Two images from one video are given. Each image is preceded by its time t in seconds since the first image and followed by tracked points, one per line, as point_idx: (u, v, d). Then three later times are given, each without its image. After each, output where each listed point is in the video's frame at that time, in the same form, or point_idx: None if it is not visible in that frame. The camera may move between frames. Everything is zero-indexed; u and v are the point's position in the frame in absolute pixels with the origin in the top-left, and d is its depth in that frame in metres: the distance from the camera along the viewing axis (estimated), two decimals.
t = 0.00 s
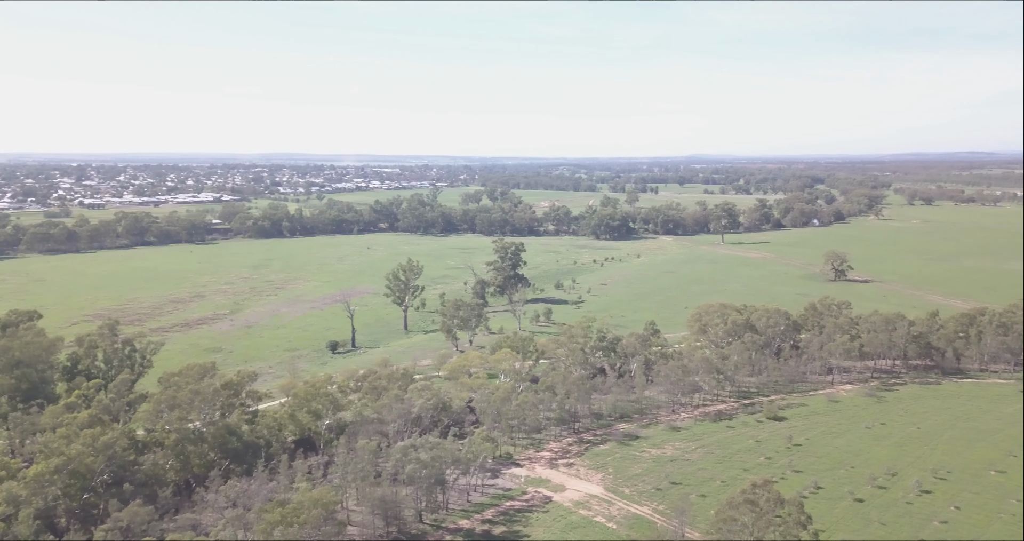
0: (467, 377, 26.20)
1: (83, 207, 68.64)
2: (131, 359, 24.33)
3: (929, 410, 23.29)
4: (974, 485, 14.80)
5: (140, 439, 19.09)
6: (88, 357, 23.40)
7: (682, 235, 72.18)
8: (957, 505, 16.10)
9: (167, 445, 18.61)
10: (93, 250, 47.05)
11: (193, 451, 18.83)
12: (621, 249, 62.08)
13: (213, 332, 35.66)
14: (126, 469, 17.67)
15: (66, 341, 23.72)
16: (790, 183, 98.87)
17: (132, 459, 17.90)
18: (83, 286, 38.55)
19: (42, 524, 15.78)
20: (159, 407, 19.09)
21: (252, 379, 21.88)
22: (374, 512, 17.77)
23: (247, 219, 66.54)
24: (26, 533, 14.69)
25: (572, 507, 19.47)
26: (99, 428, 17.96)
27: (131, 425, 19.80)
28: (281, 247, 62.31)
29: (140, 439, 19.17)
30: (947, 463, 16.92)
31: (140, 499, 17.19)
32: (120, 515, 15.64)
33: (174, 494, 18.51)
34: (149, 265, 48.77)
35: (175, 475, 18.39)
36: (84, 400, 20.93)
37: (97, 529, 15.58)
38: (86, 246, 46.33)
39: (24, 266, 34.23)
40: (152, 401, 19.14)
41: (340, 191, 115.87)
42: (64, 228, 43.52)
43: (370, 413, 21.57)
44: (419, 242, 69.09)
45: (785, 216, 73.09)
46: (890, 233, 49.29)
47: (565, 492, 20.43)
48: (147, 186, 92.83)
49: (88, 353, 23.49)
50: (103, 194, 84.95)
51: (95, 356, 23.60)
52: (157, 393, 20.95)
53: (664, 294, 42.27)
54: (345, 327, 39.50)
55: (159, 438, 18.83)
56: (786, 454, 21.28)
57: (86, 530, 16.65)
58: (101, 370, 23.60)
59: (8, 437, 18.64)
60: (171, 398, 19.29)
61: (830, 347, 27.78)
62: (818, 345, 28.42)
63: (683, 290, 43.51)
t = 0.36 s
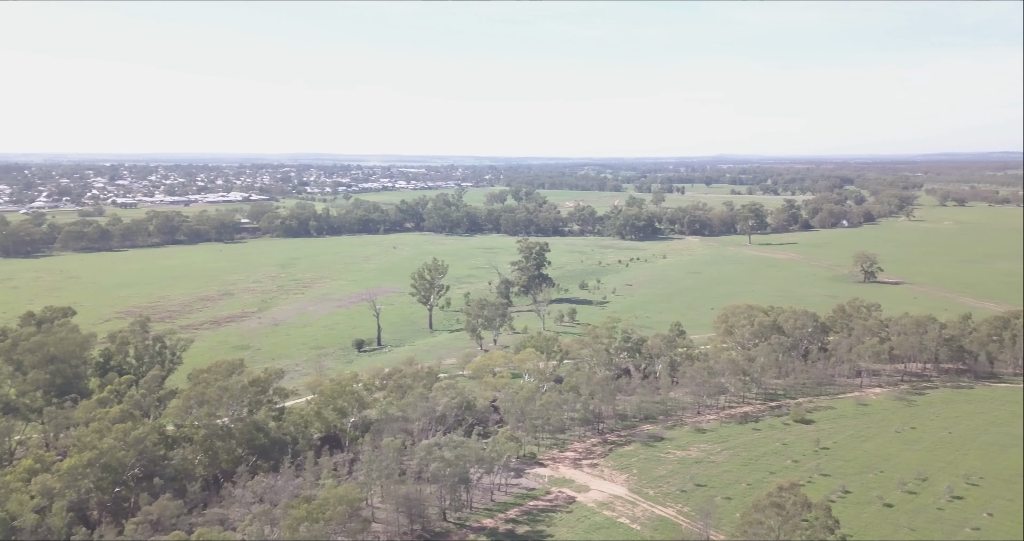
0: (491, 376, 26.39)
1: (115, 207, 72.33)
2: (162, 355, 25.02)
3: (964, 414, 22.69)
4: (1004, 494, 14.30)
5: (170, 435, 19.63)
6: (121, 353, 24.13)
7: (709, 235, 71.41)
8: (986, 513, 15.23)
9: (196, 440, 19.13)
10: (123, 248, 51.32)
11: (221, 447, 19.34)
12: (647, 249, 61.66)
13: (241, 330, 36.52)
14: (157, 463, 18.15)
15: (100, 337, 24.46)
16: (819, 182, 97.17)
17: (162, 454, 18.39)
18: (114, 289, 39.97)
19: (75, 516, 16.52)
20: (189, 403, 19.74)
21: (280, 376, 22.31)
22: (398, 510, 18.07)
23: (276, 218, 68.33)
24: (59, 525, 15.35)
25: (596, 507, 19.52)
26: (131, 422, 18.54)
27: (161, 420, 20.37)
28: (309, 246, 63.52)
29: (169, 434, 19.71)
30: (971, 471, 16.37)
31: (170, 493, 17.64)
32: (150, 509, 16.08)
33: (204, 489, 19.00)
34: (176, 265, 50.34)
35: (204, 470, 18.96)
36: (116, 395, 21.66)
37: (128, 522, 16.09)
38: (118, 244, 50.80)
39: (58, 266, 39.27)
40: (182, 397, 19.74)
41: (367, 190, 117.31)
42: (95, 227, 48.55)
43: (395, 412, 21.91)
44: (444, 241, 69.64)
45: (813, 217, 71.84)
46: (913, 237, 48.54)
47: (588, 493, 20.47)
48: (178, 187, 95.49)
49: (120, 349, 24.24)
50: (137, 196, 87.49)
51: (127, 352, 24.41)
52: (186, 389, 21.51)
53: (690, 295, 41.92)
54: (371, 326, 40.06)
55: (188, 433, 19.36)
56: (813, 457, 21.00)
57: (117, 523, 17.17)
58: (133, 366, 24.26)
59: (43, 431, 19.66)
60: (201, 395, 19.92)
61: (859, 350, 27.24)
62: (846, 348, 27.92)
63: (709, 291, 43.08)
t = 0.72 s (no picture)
0: (516, 375, 26.53)
1: (147, 207, 77.51)
2: (191, 352, 25.74)
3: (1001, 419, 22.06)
4: None
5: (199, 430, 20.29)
6: (152, 349, 24.84)
7: (736, 236, 70.42)
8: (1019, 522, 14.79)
9: (224, 436, 19.68)
10: (158, 247, 56.63)
11: (249, 443, 19.81)
12: (673, 250, 61.09)
13: (269, 328, 37.36)
14: (187, 458, 18.85)
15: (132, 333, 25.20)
16: (849, 181, 95.17)
17: (192, 449, 19.05)
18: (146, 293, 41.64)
19: (108, 509, 17.09)
20: (218, 399, 20.35)
21: (306, 374, 22.71)
22: (423, 508, 18.31)
23: (304, 218, 69.78)
24: (92, 518, 15.97)
25: (620, 509, 19.52)
26: (161, 418, 19.15)
27: (191, 415, 21.00)
28: (336, 246, 64.61)
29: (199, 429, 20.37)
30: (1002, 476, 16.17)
31: (199, 488, 18.29)
32: (180, 503, 16.55)
33: (232, 484, 19.56)
34: (204, 265, 51.98)
35: (232, 465, 19.49)
36: (148, 390, 22.25)
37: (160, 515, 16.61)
38: (150, 242, 56.67)
39: (91, 269, 43.86)
40: (211, 394, 20.34)
41: (393, 190, 118.47)
42: (129, 227, 54.10)
43: (419, 410, 22.24)
44: (469, 241, 70.03)
45: (842, 218, 69.98)
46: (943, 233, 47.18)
47: (613, 494, 20.49)
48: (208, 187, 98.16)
49: (152, 346, 24.95)
50: (170, 197, 90.28)
51: (158, 348, 25.07)
52: (215, 385, 22.06)
53: (716, 297, 41.47)
54: (397, 324, 40.58)
55: (216, 429, 19.89)
56: (842, 461, 20.68)
57: (148, 515, 17.96)
58: (163, 363, 24.83)
59: (77, 425, 20.26)
60: (229, 391, 20.48)
61: (889, 353, 26.68)
62: (876, 351, 27.40)
63: (737, 292, 42.56)
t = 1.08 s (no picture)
0: (545, 375, 26.64)
1: (185, 207, 80.17)
2: (226, 349, 26.42)
3: None
4: None
5: (234, 426, 20.92)
6: (188, 346, 25.71)
7: (769, 237, 69.14)
8: None
9: (258, 432, 20.34)
10: (194, 245, 58.89)
11: (282, 439, 20.43)
12: (705, 251, 60.28)
13: (302, 326, 38.23)
14: (220, 453, 19.43)
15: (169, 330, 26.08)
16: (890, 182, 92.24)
17: (226, 445, 19.66)
18: (182, 292, 43.06)
19: (145, 502, 17.72)
20: (251, 396, 20.87)
21: (338, 372, 23.28)
22: (452, 506, 18.63)
23: (337, 217, 71.23)
24: (129, 510, 16.30)
25: (650, 511, 19.51)
26: (197, 413, 19.87)
27: (225, 412, 21.62)
28: (369, 245, 65.71)
29: (233, 425, 21.02)
30: None
31: (232, 482, 18.82)
32: (214, 498, 17.07)
33: (264, 479, 20.10)
34: (239, 264, 53.41)
35: (265, 461, 20.14)
36: (183, 386, 23.04)
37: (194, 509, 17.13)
38: (187, 241, 59.07)
39: (129, 269, 46.20)
40: (245, 390, 20.86)
41: (424, 191, 119.59)
42: (167, 226, 56.82)
43: (450, 409, 22.57)
44: (499, 241, 70.36)
45: (879, 219, 66.98)
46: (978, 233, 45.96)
47: (642, 496, 20.49)
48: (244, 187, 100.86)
49: (188, 342, 25.82)
50: (207, 197, 93.00)
51: (194, 345, 25.91)
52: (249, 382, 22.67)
53: (749, 298, 40.86)
54: (428, 323, 41.11)
55: (250, 426, 20.61)
56: (877, 467, 20.26)
57: (183, 509, 18.47)
58: (199, 359, 25.73)
59: (116, 419, 21.11)
60: (263, 388, 20.96)
61: (926, 358, 25.92)
62: (914, 355, 26.66)
63: (770, 294, 41.84)
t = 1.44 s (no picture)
0: (574, 376, 26.68)
1: (223, 207, 82.81)
2: (260, 346, 27.06)
3: None
4: None
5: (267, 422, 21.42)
6: (223, 343, 26.47)
7: (804, 239, 67.78)
8: None
9: (291, 429, 20.69)
10: (229, 244, 61.34)
11: (314, 436, 20.71)
12: (738, 252, 59.46)
13: (334, 325, 39.09)
14: (254, 449, 19.89)
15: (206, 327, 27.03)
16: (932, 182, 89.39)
17: (259, 441, 20.08)
18: (218, 290, 44.60)
19: (180, 495, 18.29)
20: (283, 393, 21.66)
21: (369, 371, 23.74)
22: (481, 505, 18.83)
23: (370, 218, 72.59)
24: (165, 503, 16.85)
25: (679, 514, 19.45)
26: (231, 409, 20.46)
27: (258, 407, 22.26)
28: (400, 245, 66.75)
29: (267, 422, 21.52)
30: None
31: (265, 478, 19.27)
32: (247, 493, 17.57)
33: (296, 475, 20.40)
34: (273, 263, 54.83)
35: (297, 458, 20.34)
36: (218, 382, 23.68)
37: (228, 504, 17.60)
38: (223, 240, 61.69)
39: (166, 271, 48.89)
40: (278, 388, 21.64)
41: (455, 191, 120.70)
42: (203, 225, 59.95)
43: (479, 409, 22.83)
44: (529, 242, 70.60)
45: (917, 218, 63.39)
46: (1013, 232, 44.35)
47: (672, 499, 20.45)
48: (279, 189, 103.51)
49: (223, 339, 26.61)
50: (243, 197, 95.54)
51: (229, 342, 26.64)
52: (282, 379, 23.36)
53: (783, 301, 40.19)
54: (458, 323, 41.59)
55: (283, 422, 21.02)
56: (914, 473, 19.82)
57: (217, 503, 19.15)
58: (235, 356, 26.44)
59: (153, 415, 21.68)
60: (294, 385, 21.76)
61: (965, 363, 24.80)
62: (952, 360, 25.65)
63: (805, 296, 41.07)
